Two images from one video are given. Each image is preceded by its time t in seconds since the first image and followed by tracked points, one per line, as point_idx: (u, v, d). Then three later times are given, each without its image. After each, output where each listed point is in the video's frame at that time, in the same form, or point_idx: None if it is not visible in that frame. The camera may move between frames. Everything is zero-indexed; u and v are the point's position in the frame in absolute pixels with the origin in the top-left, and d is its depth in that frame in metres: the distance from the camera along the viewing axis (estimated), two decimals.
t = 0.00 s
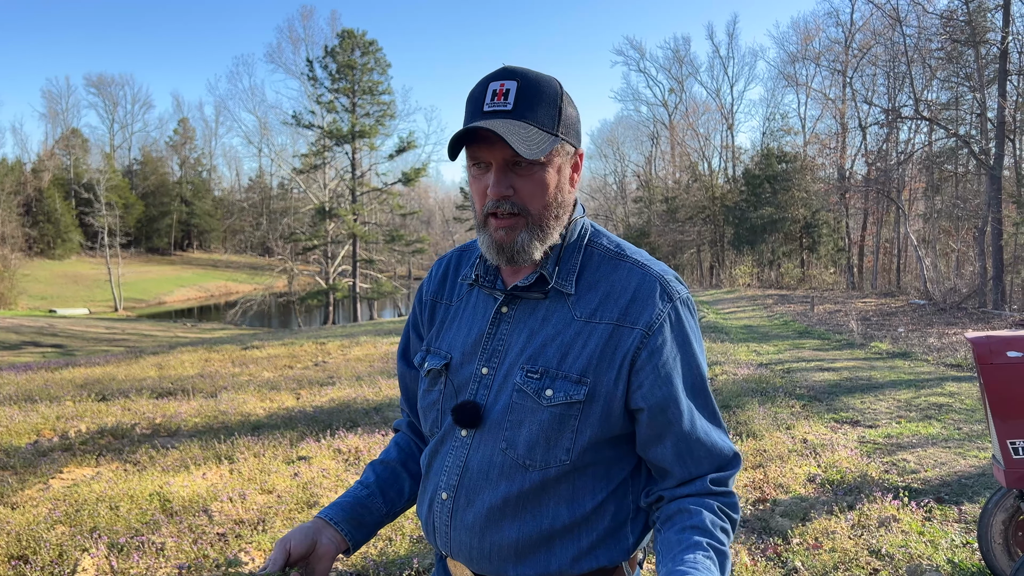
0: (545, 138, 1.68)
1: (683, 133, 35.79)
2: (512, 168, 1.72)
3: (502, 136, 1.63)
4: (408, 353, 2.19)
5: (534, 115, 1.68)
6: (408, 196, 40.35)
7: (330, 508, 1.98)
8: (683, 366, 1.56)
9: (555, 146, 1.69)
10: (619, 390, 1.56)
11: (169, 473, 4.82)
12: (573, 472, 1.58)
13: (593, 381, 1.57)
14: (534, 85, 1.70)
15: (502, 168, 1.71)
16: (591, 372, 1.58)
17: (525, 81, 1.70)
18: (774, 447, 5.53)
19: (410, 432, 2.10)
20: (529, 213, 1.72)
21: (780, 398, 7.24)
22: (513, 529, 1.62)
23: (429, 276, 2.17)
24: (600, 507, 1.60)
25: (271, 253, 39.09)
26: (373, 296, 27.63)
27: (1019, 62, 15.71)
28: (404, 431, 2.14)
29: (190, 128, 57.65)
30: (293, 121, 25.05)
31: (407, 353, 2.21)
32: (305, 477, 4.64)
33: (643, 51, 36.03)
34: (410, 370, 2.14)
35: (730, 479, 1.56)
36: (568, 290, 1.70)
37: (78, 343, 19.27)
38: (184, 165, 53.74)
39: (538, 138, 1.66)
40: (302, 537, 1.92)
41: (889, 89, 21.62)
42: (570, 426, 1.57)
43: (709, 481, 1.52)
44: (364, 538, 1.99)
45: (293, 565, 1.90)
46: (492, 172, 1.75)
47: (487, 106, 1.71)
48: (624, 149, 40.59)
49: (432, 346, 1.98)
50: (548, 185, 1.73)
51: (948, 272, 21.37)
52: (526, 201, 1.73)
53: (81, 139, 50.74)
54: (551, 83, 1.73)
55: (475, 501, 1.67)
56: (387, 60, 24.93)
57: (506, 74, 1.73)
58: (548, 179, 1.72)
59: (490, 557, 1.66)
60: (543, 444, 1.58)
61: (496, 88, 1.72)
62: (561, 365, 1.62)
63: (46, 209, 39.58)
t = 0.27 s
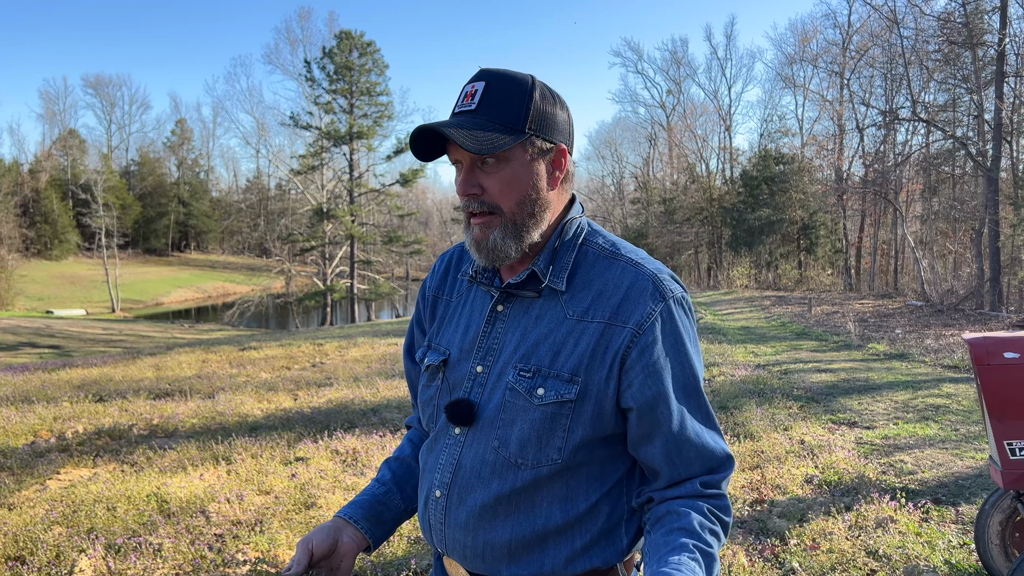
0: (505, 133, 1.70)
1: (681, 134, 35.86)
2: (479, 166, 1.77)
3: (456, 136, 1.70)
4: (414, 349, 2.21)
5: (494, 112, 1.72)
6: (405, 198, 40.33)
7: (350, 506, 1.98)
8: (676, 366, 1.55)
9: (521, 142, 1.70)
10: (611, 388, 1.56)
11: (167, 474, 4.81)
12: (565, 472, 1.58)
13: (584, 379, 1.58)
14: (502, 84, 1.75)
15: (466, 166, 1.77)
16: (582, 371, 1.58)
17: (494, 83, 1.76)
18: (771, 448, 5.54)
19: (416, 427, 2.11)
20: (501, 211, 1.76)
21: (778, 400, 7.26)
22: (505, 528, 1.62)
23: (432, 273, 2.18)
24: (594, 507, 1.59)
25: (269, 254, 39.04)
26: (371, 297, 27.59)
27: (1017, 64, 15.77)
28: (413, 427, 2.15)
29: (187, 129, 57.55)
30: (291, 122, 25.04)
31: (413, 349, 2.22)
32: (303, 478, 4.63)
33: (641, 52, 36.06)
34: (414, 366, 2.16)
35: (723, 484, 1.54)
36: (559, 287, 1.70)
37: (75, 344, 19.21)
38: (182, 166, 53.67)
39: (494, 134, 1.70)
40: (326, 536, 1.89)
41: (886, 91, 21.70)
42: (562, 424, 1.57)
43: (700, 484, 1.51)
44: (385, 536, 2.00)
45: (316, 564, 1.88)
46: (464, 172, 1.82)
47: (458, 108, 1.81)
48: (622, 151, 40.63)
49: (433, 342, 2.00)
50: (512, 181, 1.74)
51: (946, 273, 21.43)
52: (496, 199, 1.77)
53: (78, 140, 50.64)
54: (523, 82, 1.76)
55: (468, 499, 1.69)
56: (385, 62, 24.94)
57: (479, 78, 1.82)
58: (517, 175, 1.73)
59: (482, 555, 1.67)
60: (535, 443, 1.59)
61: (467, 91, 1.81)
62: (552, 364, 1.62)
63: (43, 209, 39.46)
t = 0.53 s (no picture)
0: (482, 136, 1.72)
1: (679, 136, 35.90)
2: (463, 168, 1.79)
3: (432, 141, 1.75)
4: (417, 352, 2.23)
5: (473, 116, 1.75)
6: (404, 199, 40.32)
7: (331, 493, 1.99)
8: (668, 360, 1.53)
9: (500, 145, 1.72)
10: (601, 382, 1.56)
11: (165, 475, 4.80)
12: (559, 470, 1.58)
13: (573, 377, 1.58)
14: (484, 89, 1.77)
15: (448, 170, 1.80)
16: (571, 367, 1.58)
17: (475, 88, 1.79)
18: (770, 450, 5.54)
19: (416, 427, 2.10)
20: (482, 212, 1.77)
21: (776, 402, 7.26)
22: (500, 527, 1.63)
23: (436, 278, 2.20)
24: (590, 507, 1.59)
25: (268, 256, 38.99)
26: (369, 298, 27.57)
27: (1015, 67, 15.81)
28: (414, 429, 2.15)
29: (186, 130, 57.53)
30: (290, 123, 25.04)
31: (417, 351, 2.23)
32: (302, 480, 4.63)
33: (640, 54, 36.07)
34: (417, 368, 2.17)
35: (723, 480, 1.52)
36: (550, 284, 1.70)
37: (73, 345, 19.17)
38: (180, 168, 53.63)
39: (470, 137, 1.73)
40: (294, 517, 1.92)
41: (885, 94, 21.74)
42: (554, 420, 1.57)
43: (699, 480, 1.49)
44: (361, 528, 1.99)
45: (278, 541, 1.92)
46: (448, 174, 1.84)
47: (444, 114, 1.85)
48: (621, 153, 40.67)
49: (433, 345, 2.01)
50: (491, 180, 1.75)
51: (944, 275, 21.48)
52: (477, 200, 1.78)
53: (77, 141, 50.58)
54: (504, 85, 1.77)
55: (464, 497, 1.69)
56: (384, 63, 24.95)
57: (465, 84, 1.85)
58: (495, 175, 1.75)
59: (479, 555, 1.67)
60: (528, 441, 1.59)
61: (454, 97, 1.85)
62: (544, 361, 1.62)
63: (41, 210, 39.39)
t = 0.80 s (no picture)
0: (477, 139, 1.72)
1: (679, 139, 35.94)
2: (459, 171, 1.81)
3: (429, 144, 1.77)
4: (421, 356, 2.24)
5: (470, 118, 1.75)
6: (403, 201, 40.30)
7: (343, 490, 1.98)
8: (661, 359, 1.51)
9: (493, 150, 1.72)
10: (596, 381, 1.56)
11: (165, 477, 4.79)
12: (557, 470, 1.58)
13: (568, 376, 1.57)
14: (482, 91, 1.77)
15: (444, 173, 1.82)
16: (567, 367, 1.58)
17: (475, 91, 1.80)
18: (769, 452, 5.54)
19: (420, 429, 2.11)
20: (475, 214, 1.80)
21: (775, 404, 7.26)
22: (501, 527, 1.63)
23: (441, 283, 2.21)
24: (590, 508, 1.59)
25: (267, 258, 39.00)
26: (369, 300, 27.56)
27: (1014, 71, 15.85)
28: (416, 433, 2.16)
29: (186, 132, 57.56)
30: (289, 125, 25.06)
31: (421, 358, 2.24)
32: (301, 482, 4.62)
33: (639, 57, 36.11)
34: (420, 373, 2.18)
35: (711, 482, 1.48)
36: (546, 286, 1.70)
37: (72, 347, 19.14)
38: (180, 169, 53.64)
39: (466, 140, 1.73)
40: (316, 514, 1.92)
41: (884, 97, 21.78)
42: (549, 420, 1.57)
43: (678, 480, 1.47)
44: (376, 527, 1.99)
45: (302, 537, 1.91)
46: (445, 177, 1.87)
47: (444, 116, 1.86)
48: (621, 155, 40.71)
49: (436, 349, 2.02)
50: (486, 185, 1.76)
51: (943, 278, 21.48)
52: (472, 203, 1.80)
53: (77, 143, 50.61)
54: (504, 87, 1.76)
55: (464, 498, 1.69)
56: (383, 66, 24.98)
57: (468, 86, 1.85)
58: (490, 181, 1.75)
59: (481, 556, 1.67)
60: (525, 440, 1.59)
61: (456, 98, 1.86)
62: (539, 361, 1.62)
63: (41, 212, 39.38)
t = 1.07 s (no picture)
0: (489, 146, 1.72)
1: (678, 141, 35.97)
2: (470, 176, 1.80)
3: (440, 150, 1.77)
4: (423, 354, 2.26)
5: (480, 123, 1.75)
6: (403, 202, 40.33)
7: (363, 491, 1.98)
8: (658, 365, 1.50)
9: (503, 156, 1.72)
10: (593, 386, 1.56)
11: (165, 478, 4.80)
12: (556, 473, 1.58)
13: (566, 380, 1.57)
14: (491, 95, 1.77)
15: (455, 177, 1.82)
16: (565, 370, 1.58)
17: (485, 93, 1.79)
18: (769, 454, 5.54)
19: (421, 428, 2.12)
20: (485, 219, 1.80)
21: (775, 406, 7.26)
22: (497, 530, 1.63)
23: (446, 282, 2.22)
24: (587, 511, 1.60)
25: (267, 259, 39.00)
26: (368, 302, 27.56)
27: (1014, 74, 15.89)
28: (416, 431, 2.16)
29: (186, 133, 57.59)
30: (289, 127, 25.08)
31: (423, 356, 2.25)
32: (301, 483, 4.62)
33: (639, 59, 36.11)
34: (422, 372, 2.19)
35: (688, 496, 1.45)
36: (547, 290, 1.70)
37: (71, 348, 19.11)
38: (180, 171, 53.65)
39: (476, 146, 1.73)
40: (337, 523, 1.89)
41: (883, 99, 21.80)
42: (548, 424, 1.57)
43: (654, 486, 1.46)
44: (390, 524, 1.98)
45: (334, 546, 1.89)
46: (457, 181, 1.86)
47: (453, 119, 1.86)
48: (620, 157, 40.74)
49: (438, 349, 2.03)
50: (501, 192, 1.76)
51: (943, 280, 21.49)
52: (483, 208, 1.80)
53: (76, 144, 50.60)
54: (514, 90, 1.76)
55: (463, 499, 1.70)
56: (383, 67, 25.01)
57: (476, 88, 1.85)
58: (502, 186, 1.75)
59: (480, 556, 1.68)
60: (523, 443, 1.59)
61: (464, 102, 1.86)
62: (540, 364, 1.62)
63: (41, 213, 39.37)
